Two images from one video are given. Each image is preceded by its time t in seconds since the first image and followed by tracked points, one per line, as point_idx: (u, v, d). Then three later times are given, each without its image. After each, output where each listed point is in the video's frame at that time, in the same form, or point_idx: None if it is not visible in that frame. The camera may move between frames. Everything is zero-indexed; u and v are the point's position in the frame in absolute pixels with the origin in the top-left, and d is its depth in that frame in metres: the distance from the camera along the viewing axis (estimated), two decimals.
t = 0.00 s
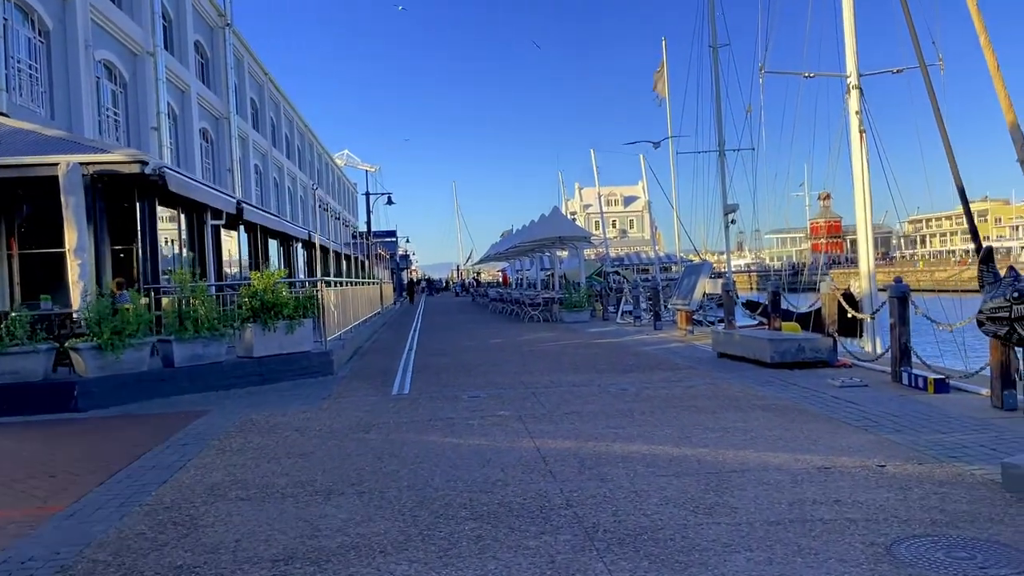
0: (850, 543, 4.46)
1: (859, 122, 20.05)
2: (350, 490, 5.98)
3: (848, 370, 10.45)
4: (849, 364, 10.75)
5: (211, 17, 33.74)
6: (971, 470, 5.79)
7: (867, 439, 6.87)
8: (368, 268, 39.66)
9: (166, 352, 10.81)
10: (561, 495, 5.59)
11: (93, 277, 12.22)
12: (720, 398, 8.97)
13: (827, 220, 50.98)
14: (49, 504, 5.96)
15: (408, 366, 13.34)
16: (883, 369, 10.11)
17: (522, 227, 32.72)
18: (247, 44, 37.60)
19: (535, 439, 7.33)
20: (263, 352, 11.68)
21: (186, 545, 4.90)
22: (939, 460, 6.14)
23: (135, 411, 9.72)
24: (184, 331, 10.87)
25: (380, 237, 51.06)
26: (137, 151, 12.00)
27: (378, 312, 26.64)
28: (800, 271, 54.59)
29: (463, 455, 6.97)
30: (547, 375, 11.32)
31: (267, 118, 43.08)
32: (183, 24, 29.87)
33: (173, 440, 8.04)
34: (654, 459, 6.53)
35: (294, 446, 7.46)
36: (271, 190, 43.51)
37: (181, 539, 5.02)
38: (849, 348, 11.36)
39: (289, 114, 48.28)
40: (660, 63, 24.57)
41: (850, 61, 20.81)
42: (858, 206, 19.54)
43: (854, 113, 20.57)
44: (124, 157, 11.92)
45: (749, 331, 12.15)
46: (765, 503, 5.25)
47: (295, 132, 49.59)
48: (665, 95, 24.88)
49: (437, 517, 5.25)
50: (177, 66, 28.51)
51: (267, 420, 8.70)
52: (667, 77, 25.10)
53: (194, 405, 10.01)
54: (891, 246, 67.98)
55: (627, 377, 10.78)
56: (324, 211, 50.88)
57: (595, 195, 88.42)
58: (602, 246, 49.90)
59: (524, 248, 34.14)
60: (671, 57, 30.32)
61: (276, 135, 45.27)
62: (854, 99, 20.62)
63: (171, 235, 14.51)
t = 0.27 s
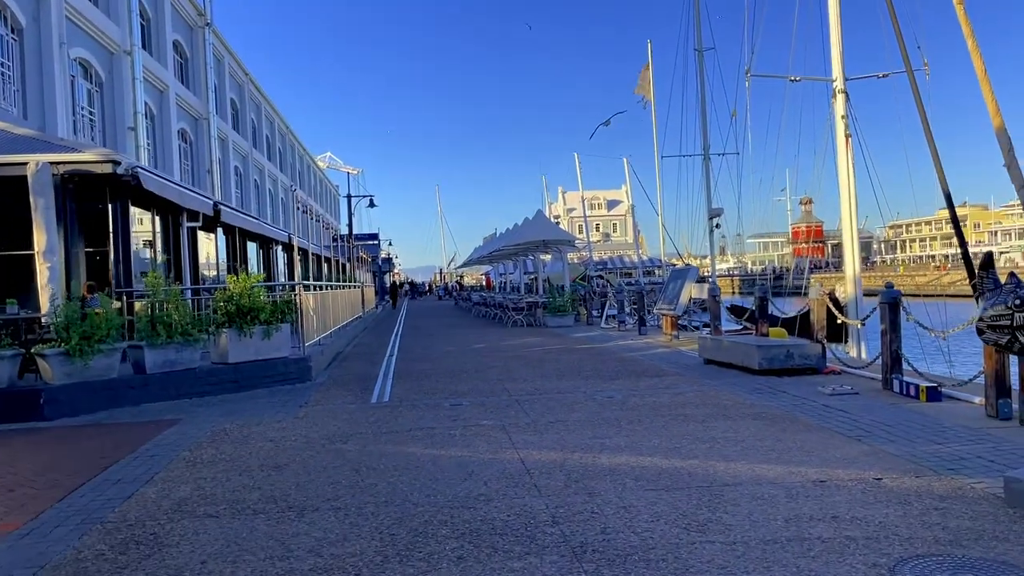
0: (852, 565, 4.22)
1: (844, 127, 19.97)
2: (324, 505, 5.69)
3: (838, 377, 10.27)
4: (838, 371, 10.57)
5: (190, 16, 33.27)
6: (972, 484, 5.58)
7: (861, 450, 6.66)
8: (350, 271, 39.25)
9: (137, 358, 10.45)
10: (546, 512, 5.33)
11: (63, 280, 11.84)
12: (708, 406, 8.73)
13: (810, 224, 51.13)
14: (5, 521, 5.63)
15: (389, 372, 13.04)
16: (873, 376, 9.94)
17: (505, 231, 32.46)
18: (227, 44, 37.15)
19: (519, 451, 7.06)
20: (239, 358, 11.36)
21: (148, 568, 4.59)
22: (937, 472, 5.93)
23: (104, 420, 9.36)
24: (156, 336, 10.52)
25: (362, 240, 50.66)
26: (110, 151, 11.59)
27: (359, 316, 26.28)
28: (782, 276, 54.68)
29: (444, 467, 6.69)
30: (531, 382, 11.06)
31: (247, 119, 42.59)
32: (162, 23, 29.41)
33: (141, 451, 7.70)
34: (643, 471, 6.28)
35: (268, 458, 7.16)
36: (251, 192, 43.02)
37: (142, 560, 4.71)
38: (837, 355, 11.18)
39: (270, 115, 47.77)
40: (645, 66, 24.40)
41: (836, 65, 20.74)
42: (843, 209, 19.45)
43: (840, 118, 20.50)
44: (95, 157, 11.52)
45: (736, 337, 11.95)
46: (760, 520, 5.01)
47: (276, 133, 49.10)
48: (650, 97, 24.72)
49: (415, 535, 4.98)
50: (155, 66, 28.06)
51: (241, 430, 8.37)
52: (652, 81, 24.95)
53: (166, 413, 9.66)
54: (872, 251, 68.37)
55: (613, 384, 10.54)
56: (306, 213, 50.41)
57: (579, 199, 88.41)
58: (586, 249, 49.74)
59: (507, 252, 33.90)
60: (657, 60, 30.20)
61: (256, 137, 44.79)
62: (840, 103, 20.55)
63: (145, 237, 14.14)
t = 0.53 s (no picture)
0: None
1: (837, 132, 19.87)
2: (304, 523, 5.43)
3: (833, 386, 10.07)
4: (833, 379, 10.38)
5: (177, 18, 32.92)
6: (978, 500, 5.38)
7: (861, 464, 6.45)
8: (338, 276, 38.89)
9: (115, 365, 10.15)
10: (537, 531, 5.09)
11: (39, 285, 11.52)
12: (702, 416, 8.51)
13: (799, 230, 51.19)
14: None
15: (375, 380, 12.76)
16: (869, 385, 9.76)
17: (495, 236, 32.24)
18: (214, 46, 36.79)
19: (508, 463, 6.82)
20: (220, 366, 11.08)
21: None
22: (940, 488, 5.73)
23: (78, 430, 9.05)
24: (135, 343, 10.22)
25: (351, 244, 50.34)
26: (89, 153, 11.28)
27: (346, 321, 25.97)
28: (771, 281, 54.70)
29: (430, 481, 6.44)
30: (520, 390, 10.82)
31: (235, 122, 42.22)
32: (148, 25, 29.07)
33: (115, 464, 7.41)
34: (637, 485, 6.05)
35: (247, 471, 6.89)
36: (239, 196, 42.61)
37: None
38: (832, 363, 10.98)
39: (258, 119, 47.41)
40: (635, 70, 24.25)
41: (828, 70, 20.64)
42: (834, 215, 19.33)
43: (832, 123, 20.40)
44: (73, 159, 11.21)
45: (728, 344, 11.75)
46: (759, 539, 4.79)
47: (264, 137, 48.73)
48: (640, 102, 24.56)
49: (399, 555, 4.74)
50: (140, 68, 27.70)
51: (220, 441, 8.09)
52: (642, 84, 24.79)
53: (144, 423, 9.37)
54: (860, 257, 68.57)
55: (604, 393, 10.31)
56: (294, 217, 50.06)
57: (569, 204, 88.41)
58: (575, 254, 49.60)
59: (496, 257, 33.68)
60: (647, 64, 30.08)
61: (244, 140, 44.43)
62: (831, 109, 20.46)
63: (126, 240, 13.83)
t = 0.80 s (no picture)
0: None
1: (835, 136, 19.70)
2: (284, 537, 5.17)
3: (834, 392, 9.83)
4: (834, 385, 10.14)
5: (169, 20, 32.65)
6: (990, 513, 5.14)
7: (866, 474, 6.22)
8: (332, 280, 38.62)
9: (97, 370, 9.86)
10: (528, 545, 4.83)
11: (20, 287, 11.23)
12: (700, 423, 8.26)
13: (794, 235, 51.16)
14: None
15: (365, 385, 12.48)
16: (870, 391, 9.53)
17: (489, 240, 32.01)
18: (207, 49, 36.52)
19: (499, 473, 6.56)
20: (206, 371, 10.80)
21: None
22: (950, 500, 5.49)
23: (57, 437, 8.76)
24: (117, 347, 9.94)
25: (345, 248, 50.07)
26: (73, 152, 11.01)
27: (339, 326, 25.68)
28: (766, 287, 54.56)
29: (418, 491, 6.19)
30: (514, 396, 10.56)
31: (228, 125, 41.93)
32: (140, 26, 28.81)
33: (91, 473, 7.13)
34: (633, 496, 5.80)
35: (228, 480, 6.62)
36: (232, 200, 42.31)
37: None
38: (832, 369, 10.75)
39: (252, 122, 47.14)
40: (632, 72, 24.06)
41: (827, 73, 20.49)
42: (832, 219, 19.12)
43: (830, 127, 20.23)
44: (56, 159, 10.93)
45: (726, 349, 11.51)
46: (762, 555, 4.54)
47: (258, 140, 48.45)
48: (637, 105, 24.34)
49: (383, 572, 4.49)
50: (131, 70, 27.42)
51: (202, 449, 7.82)
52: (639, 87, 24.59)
53: (125, 430, 9.09)
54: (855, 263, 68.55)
55: (599, 399, 10.05)
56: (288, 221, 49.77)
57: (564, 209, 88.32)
58: (570, 259, 49.40)
59: (491, 261, 33.44)
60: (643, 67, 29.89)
61: (238, 144, 44.14)
62: (830, 112, 20.29)
63: (112, 242, 13.54)
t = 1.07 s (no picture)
0: None
1: (838, 141, 19.50)
2: (265, 562, 4.90)
3: (839, 404, 9.57)
4: (840, 396, 9.87)
5: (166, 25, 32.44)
6: (1010, 536, 4.87)
7: (877, 493, 5.95)
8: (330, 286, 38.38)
9: (82, 381, 9.59)
10: (523, 571, 4.57)
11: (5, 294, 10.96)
12: (703, 436, 7.99)
13: (793, 241, 50.98)
14: None
15: (359, 395, 12.20)
16: (877, 403, 9.26)
17: (488, 246, 31.77)
18: (205, 53, 36.31)
19: (494, 490, 6.29)
20: (196, 381, 10.53)
21: None
22: (966, 521, 5.22)
23: (39, 451, 8.49)
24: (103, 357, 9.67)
25: (343, 254, 49.83)
26: (60, 157, 10.76)
27: (335, 332, 25.42)
28: (766, 293, 54.33)
29: (409, 510, 5.92)
30: (511, 407, 10.29)
31: (226, 130, 41.73)
32: (135, 31, 28.61)
33: (70, 489, 6.86)
34: (634, 516, 5.53)
35: (210, 499, 6.34)
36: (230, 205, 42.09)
37: None
38: (837, 379, 10.48)
39: (250, 127, 46.93)
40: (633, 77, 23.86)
41: (829, 78, 20.30)
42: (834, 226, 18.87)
43: (833, 131, 20.03)
44: (43, 164, 10.68)
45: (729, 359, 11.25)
46: None
47: (256, 145, 48.24)
48: (636, 109, 24.12)
49: None
50: (127, 74, 27.20)
51: (187, 464, 7.55)
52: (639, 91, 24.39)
53: (109, 443, 8.82)
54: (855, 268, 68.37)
55: (598, 410, 9.79)
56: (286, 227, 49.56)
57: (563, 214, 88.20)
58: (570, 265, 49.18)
59: (489, 267, 33.20)
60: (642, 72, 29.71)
61: (235, 149, 43.94)
62: (832, 117, 20.10)
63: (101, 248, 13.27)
